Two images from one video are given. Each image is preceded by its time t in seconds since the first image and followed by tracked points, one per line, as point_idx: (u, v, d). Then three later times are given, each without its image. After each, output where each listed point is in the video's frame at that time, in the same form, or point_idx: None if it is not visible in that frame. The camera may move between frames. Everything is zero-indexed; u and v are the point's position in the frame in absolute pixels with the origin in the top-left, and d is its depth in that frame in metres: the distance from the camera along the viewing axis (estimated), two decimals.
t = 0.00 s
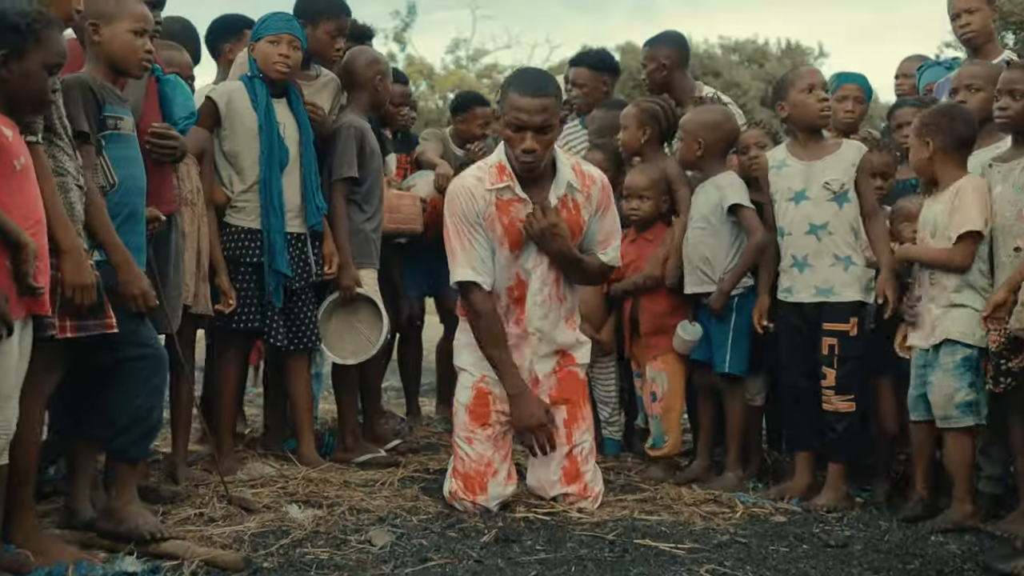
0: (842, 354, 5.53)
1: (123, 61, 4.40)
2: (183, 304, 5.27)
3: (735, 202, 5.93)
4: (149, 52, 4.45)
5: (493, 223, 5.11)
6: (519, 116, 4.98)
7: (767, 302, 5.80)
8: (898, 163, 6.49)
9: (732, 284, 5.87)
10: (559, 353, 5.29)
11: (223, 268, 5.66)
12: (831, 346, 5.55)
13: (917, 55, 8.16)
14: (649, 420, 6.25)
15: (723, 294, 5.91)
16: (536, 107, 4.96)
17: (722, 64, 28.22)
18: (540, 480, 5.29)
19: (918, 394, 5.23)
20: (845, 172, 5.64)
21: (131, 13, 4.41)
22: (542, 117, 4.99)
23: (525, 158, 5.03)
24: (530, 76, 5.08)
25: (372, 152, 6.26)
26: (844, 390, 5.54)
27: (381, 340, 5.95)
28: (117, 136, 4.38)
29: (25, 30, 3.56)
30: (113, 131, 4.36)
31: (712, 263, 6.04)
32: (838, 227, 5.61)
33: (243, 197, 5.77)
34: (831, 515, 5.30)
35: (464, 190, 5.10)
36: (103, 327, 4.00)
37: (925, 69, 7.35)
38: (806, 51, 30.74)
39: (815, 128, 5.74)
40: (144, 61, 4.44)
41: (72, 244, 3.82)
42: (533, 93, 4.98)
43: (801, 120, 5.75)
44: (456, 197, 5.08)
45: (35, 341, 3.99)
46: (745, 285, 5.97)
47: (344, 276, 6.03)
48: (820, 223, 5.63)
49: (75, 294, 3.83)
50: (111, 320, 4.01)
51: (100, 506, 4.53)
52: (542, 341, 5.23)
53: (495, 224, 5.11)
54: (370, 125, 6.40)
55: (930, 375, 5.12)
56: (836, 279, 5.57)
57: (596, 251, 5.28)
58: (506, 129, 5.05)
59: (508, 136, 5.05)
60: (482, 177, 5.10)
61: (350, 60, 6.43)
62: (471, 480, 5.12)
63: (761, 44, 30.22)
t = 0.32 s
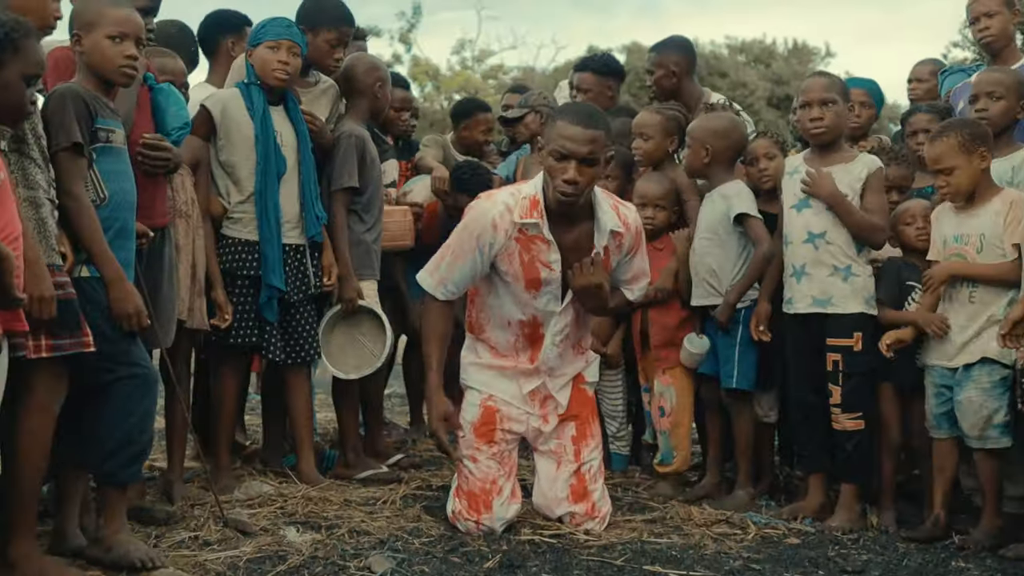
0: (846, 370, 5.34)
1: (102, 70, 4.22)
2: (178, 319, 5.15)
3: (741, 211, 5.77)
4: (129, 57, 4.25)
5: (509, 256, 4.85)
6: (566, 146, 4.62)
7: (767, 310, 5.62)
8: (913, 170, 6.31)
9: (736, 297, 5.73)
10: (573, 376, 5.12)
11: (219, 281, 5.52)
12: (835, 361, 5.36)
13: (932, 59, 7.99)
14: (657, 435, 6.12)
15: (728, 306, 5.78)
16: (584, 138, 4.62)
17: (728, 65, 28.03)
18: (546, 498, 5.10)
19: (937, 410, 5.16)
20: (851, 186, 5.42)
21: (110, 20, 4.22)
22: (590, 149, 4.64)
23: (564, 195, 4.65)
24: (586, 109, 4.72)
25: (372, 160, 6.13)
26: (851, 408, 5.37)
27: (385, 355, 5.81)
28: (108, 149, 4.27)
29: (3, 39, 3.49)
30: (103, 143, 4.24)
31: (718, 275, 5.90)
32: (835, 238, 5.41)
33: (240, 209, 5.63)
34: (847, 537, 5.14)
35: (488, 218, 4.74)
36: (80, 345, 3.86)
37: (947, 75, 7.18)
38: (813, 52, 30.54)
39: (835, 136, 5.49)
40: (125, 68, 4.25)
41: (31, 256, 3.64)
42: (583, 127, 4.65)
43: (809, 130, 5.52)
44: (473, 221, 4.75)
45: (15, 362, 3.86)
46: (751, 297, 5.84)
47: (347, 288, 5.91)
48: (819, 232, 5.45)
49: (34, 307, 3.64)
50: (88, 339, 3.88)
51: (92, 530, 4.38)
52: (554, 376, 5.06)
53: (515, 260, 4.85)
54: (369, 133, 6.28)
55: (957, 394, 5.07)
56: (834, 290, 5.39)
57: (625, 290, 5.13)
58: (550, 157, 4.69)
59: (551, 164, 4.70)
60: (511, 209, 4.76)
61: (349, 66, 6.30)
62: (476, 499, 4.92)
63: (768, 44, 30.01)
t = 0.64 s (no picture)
0: (832, 382, 5.16)
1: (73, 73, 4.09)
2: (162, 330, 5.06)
3: (745, 219, 5.60)
4: (100, 61, 4.10)
5: (518, 265, 4.64)
6: (577, 145, 4.45)
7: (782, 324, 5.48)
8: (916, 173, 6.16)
9: (741, 307, 5.57)
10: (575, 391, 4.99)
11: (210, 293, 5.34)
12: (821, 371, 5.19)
13: (942, 60, 7.83)
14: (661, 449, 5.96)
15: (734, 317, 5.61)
16: (596, 137, 4.45)
17: (730, 64, 27.84)
18: (546, 516, 4.93)
19: (950, 422, 5.00)
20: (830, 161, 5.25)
21: (83, 22, 4.07)
22: (602, 150, 4.46)
23: (574, 201, 4.48)
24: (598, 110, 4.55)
25: (367, 166, 5.98)
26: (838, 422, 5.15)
27: (373, 368, 5.77)
28: (84, 154, 4.17)
29: None
30: (80, 149, 4.14)
31: (722, 283, 5.74)
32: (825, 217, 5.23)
33: (232, 218, 5.47)
34: (857, 556, 4.98)
35: (499, 225, 4.54)
36: (59, 364, 3.70)
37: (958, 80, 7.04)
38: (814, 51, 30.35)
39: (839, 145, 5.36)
40: (96, 72, 4.10)
41: (21, 272, 3.52)
42: (595, 127, 4.49)
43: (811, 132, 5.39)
44: (484, 230, 4.53)
45: None
46: (756, 307, 5.70)
47: (337, 296, 5.78)
48: (811, 209, 5.29)
49: (18, 325, 3.51)
50: (68, 357, 3.71)
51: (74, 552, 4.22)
52: (555, 392, 4.92)
53: (524, 270, 4.65)
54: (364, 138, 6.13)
55: (981, 410, 4.90)
56: (811, 268, 5.22)
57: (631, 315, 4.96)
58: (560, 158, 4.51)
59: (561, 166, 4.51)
60: (520, 216, 4.58)
61: (343, 69, 6.11)
62: (474, 518, 4.74)
63: (769, 44, 29.84)
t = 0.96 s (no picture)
0: (850, 395, 4.94)
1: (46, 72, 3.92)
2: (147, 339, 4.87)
3: (751, 223, 5.38)
4: (74, 61, 3.94)
5: (505, 276, 4.51)
6: (558, 142, 4.30)
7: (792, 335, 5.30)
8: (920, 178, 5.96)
9: (746, 314, 5.38)
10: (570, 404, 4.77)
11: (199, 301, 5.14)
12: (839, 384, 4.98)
13: (953, 59, 7.64)
14: (665, 459, 5.69)
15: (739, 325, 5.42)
16: (577, 133, 4.30)
17: (731, 63, 27.64)
18: (544, 534, 4.73)
19: (957, 437, 4.80)
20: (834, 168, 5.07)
21: (58, 19, 3.90)
22: (583, 145, 4.31)
23: (558, 199, 4.31)
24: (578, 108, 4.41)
25: (361, 167, 5.79)
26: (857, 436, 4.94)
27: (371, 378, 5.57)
28: (58, 156, 3.99)
29: None
30: (53, 150, 3.96)
31: (727, 290, 5.54)
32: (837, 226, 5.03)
33: (223, 223, 5.26)
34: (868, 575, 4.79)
35: (482, 236, 4.46)
36: (27, 385, 3.51)
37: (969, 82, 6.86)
38: (817, 50, 30.15)
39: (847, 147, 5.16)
40: (71, 71, 3.93)
41: None
42: (574, 123, 4.34)
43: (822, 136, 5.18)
44: (469, 242, 4.47)
45: None
46: (761, 314, 5.49)
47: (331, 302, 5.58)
48: (820, 219, 5.10)
49: None
50: (37, 377, 3.52)
51: None
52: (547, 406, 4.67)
53: (510, 280, 4.51)
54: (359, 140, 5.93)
55: (983, 423, 4.71)
56: (827, 280, 5.01)
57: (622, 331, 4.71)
58: (540, 157, 4.36)
59: (541, 164, 4.35)
60: (503, 226, 4.47)
61: (336, 68, 5.91)
62: (469, 536, 4.54)
63: (772, 43, 29.64)
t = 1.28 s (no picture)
0: (876, 411, 4.71)
1: (18, 72, 3.71)
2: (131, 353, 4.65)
3: (761, 229, 5.15)
4: (48, 59, 3.72)
5: (485, 284, 3.76)
6: (522, 135, 3.64)
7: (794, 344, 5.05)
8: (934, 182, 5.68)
9: (753, 325, 5.15)
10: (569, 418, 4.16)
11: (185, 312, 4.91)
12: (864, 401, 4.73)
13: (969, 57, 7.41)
14: (665, 471, 5.44)
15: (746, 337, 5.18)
16: (542, 122, 3.64)
17: (735, 62, 27.37)
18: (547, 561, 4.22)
19: (974, 458, 4.58)
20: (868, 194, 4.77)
21: (29, 14, 3.68)
22: (549, 136, 3.64)
23: (524, 200, 3.62)
24: (540, 97, 3.76)
25: (355, 170, 5.58)
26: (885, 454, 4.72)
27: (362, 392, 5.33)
28: (32, 160, 3.75)
29: None
30: (28, 155, 3.72)
31: (737, 299, 5.30)
32: (855, 261, 4.77)
33: (210, 230, 5.03)
34: None
35: (452, 241, 3.73)
36: None
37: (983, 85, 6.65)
38: (821, 49, 29.92)
39: (861, 150, 4.79)
40: (45, 70, 3.72)
41: None
42: (538, 111, 3.68)
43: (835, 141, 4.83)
44: (440, 251, 3.75)
45: None
46: (770, 325, 5.27)
47: (323, 312, 5.36)
48: (836, 253, 4.82)
49: None
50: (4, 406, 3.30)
51: None
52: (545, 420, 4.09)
53: (490, 288, 3.75)
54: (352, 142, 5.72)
55: (1004, 438, 4.49)
56: (849, 319, 4.77)
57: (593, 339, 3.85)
58: (502, 153, 3.69)
59: (504, 161, 3.68)
60: (473, 228, 3.72)
61: (329, 68, 5.69)
62: (467, 561, 4.15)
63: (775, 42, 29.41)
